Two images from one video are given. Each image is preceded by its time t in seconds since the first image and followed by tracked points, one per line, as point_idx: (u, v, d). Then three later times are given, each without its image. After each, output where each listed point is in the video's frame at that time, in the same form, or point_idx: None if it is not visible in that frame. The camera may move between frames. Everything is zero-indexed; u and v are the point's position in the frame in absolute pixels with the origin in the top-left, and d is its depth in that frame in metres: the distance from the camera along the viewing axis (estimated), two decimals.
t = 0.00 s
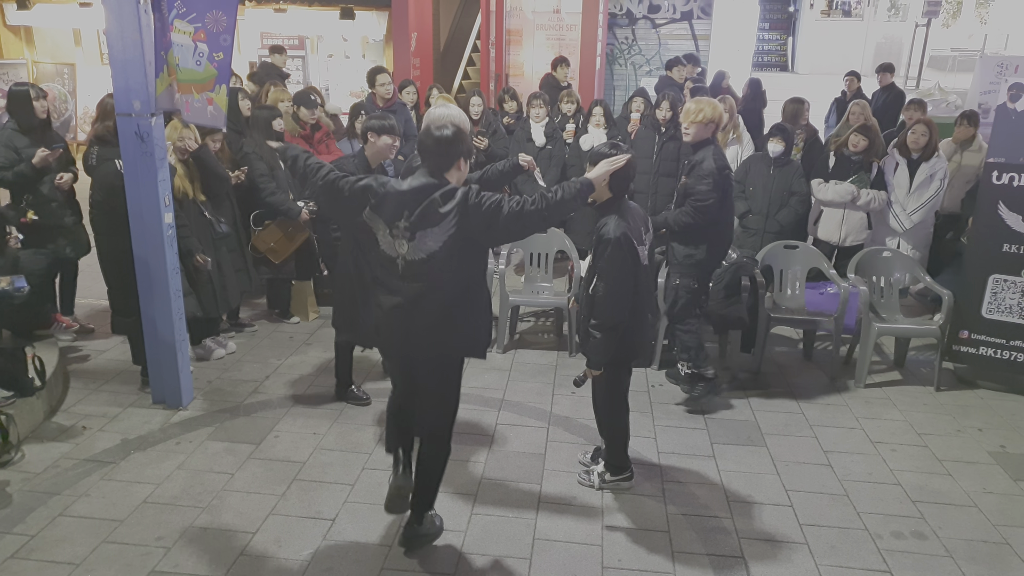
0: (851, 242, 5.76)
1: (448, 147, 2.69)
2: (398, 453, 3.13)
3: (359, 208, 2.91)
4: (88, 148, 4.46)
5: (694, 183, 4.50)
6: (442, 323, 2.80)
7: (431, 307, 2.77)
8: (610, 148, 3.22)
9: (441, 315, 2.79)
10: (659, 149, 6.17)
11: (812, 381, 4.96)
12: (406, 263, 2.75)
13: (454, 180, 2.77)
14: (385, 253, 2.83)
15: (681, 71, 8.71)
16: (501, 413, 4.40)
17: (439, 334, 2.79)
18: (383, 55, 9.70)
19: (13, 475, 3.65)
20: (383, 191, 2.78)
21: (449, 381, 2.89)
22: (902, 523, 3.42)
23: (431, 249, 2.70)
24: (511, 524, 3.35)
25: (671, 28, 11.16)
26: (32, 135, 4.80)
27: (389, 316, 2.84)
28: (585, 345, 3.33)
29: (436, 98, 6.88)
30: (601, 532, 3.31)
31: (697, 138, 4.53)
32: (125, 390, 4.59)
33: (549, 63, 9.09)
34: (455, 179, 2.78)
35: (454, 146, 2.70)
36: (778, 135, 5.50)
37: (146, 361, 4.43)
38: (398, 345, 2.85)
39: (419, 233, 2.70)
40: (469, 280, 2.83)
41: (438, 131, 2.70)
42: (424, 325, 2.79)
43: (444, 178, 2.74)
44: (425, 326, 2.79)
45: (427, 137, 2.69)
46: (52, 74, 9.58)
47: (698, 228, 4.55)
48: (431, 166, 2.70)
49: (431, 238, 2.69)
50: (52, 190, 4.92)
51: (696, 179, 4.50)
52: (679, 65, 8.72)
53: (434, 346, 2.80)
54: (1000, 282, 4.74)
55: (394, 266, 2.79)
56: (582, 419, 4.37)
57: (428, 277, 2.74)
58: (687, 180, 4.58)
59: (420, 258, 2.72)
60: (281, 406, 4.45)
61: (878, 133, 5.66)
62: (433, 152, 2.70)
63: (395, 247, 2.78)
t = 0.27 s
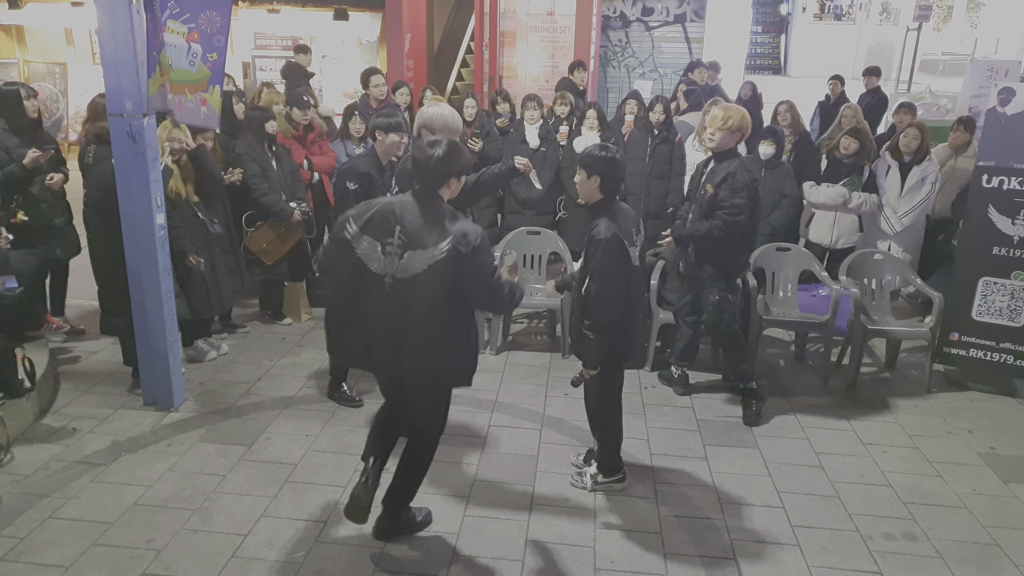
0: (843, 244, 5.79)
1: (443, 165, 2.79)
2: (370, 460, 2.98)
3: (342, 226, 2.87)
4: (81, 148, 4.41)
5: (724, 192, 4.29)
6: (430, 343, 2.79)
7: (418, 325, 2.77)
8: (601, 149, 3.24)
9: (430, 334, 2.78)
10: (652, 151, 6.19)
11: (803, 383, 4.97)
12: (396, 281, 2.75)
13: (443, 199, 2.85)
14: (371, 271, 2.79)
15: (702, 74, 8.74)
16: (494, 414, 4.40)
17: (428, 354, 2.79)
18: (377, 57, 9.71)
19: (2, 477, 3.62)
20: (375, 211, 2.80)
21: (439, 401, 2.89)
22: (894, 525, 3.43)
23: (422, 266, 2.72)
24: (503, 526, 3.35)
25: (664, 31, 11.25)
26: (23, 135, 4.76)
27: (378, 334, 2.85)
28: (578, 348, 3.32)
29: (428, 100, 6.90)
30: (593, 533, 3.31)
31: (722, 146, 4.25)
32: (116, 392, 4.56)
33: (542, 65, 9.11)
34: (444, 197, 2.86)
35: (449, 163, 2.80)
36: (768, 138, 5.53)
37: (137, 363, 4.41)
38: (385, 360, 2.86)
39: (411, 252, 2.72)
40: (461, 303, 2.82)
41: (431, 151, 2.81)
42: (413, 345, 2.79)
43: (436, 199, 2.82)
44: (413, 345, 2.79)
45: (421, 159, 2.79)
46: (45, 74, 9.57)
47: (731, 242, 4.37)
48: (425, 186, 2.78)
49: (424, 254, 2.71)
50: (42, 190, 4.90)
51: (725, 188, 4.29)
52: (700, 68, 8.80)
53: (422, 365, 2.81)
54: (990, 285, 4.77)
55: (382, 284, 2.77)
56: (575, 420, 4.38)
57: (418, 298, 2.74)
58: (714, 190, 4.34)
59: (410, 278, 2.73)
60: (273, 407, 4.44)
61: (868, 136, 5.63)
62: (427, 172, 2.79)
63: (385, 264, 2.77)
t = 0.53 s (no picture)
0: (835, 246, 5.83)
1: (455, 165, 2.83)
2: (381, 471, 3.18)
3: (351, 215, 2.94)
4: (74, 150, 4.41)
5: (766, 203, 4.02)
6: (419, 343, 2.82)
7: (409, 324, 2.81)
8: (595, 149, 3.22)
9: (424, 330, 2.81)
10: (646, 153, 6.20)
11: (796, 383, 4.99)
12: (395, 269, 2.80)
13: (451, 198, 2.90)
14: (372, 259, 2.85)
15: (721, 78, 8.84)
16: (487, 416, 4.40)
17: (420, 352, 2.82)
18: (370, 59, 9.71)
19: None
20: (381, 199, 2.86)
21: (426, 407, 2.90)
22: (885, 525, 3.45)
23: (421, 258, 2.77)
24: (496, 527, 3.35)
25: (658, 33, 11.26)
26: (13, 138, 4.73)
27: (372, 328, 2.90)
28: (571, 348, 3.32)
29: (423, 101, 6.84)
30: (586, 534, 3.31)
31: (753, 151, 4.02)
32: (108, 395, 4.54)
33: (536, 67, 9.11)
34: (453, 196, 2.92)
35: (459, 164, 2.84)
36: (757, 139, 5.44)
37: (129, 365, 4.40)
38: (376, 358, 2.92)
39: (412, 242, 2.77)
40: (457, 304, 2.85)
41: (442, 149, 2.86)
42: (402, 343, 2.83)
43: (442, 197, 2.86)
44: (405, 342, 2.82)
45: (432, 156, 2.84)
46: (36, 75, 9.57)
47: (770, 256, 4.11)
48: (434, 183, 2.83)
49: (424, 247, 2.76)
50: (34, 192, 4.88)
51: (766, 199, 4.03)
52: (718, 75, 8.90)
53: (413, 364, 2.84)
54: (981, 286, 4.79)
55: (382, 271, 2.83)
56: (569, 421, 4.38)
57: (414, 289, 2.79)
58: (754, 201, 4.04)
59: (409, 267, 2.78)
60: (266, 410, 4.42)
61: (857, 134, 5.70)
62: (436, 169, 2.83)
63: (387, 252, 2.82)
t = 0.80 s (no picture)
0: (827, 249, 5.91)
1: (473, 173, 2.88)
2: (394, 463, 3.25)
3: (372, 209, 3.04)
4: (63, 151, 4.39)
5: (785, 214, 3.92)
6: (420, 342, 2.89)
7: (410, 322, 2.88)
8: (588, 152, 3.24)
9: (422, 328, 2.87)
10: (638, 156, 6.20)
11: (787, 385, 5.01)
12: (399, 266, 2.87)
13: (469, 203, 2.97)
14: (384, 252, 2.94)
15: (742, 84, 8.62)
16: (479, 418, 4.39)
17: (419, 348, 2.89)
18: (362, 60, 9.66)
19: None
20: (396, 194, 2.92)
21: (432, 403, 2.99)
22: (876, 526, 3.46)
23: (421, 257, 2.81)
24: (489, 529, 3.34)
25: (650, 36, 11.31)
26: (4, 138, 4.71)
27: (383, 320, 2.99)
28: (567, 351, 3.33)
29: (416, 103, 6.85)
30: (579, 536, 3.31)
31: (767, 155, 3.87)
32: (98, 397, 4.52)
33: (529, 69, 9.11)
34: (472, 201, 2.98)
35: (479, 171, 2.89)
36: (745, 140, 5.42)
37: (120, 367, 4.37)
38: (386, 348, 3.04)
39: (416, 240, 2.82)
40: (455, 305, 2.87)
41: (466, 156, 2.90)
42: (405, 339, 2.92)
43: (459, 201, 2.94)
44: (408, 337, 2.91)
45: (455, 160, 2.90)
46: (26, 76, 9.55)
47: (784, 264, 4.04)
48: (454, 186, 2.90)
49: (426, 247, 2.80)
50: (24, 193, 4.85)
51: (785, 209, 3.93)
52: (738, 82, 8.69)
53: (415, 360, 2.92)
54: (970, 288, 4.82)
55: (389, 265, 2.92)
56: (561, 423, 4.38)
57: (413, 287, 2.85)
58: (774, 210, 3.93)
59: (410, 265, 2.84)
60: (258, 412, 4.41)
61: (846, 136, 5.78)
62: (458, 175, 2.90)
63: (395, 247, 2.90)
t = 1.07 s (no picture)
0: (817, 250, 5.91)
1: (505, 186, 2.96)
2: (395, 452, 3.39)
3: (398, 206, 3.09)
4: (49, 153, 4.38)
5: (786, 225, 3.88)
6: (430, 343, 2.97)
7: (422, 322, 2.95)
8: (577, 155, 3.23)
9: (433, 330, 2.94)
10: (629, 157, 6.20)
11: (778, 386, 5.03)
12: (416, 267, 2.92)
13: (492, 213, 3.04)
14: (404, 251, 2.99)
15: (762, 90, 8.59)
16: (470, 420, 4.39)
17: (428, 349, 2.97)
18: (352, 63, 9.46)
19: None
20: (423, 195, 2.97)
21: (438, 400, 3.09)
22: (865, 525, 3.48)
23: (439, 262, 2.85)
24: (480, 530, 3.34)
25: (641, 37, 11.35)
26: None
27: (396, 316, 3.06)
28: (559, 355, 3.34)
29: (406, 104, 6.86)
30: (569, 537, 3.31)
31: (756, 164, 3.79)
32: (87, 401, 4.49)
33: (519, 70, 9.10)
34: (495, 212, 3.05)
35: (512, 187, 2.97)
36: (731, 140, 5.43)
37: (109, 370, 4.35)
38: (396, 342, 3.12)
39: (436, 244, 2.86)
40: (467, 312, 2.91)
41: (498, 168, 2.95)
42: (415, 338, 2.99)
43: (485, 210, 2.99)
44: (418, 336, 2.98)
45: (489, 171, 2.96)
46: (13, 77, 9.51)
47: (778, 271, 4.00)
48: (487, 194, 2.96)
49: (446, 253, 2.84)
50: (11, 195, 4.81)
51: (785, 219, 3.88)
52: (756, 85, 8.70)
53: (423, 358, 3.00)
54: (958, 288, 4.85)
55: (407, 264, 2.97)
56: (553, 425, 4.39)
57: (427, 290, 2.90)
58: (774, 223, 3.87)
59: (427, 269, 2.88)
60: (248, 415, 4.39)
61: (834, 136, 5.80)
62: (490, 184, 2.96)
63: (415, 247, 2.95)
